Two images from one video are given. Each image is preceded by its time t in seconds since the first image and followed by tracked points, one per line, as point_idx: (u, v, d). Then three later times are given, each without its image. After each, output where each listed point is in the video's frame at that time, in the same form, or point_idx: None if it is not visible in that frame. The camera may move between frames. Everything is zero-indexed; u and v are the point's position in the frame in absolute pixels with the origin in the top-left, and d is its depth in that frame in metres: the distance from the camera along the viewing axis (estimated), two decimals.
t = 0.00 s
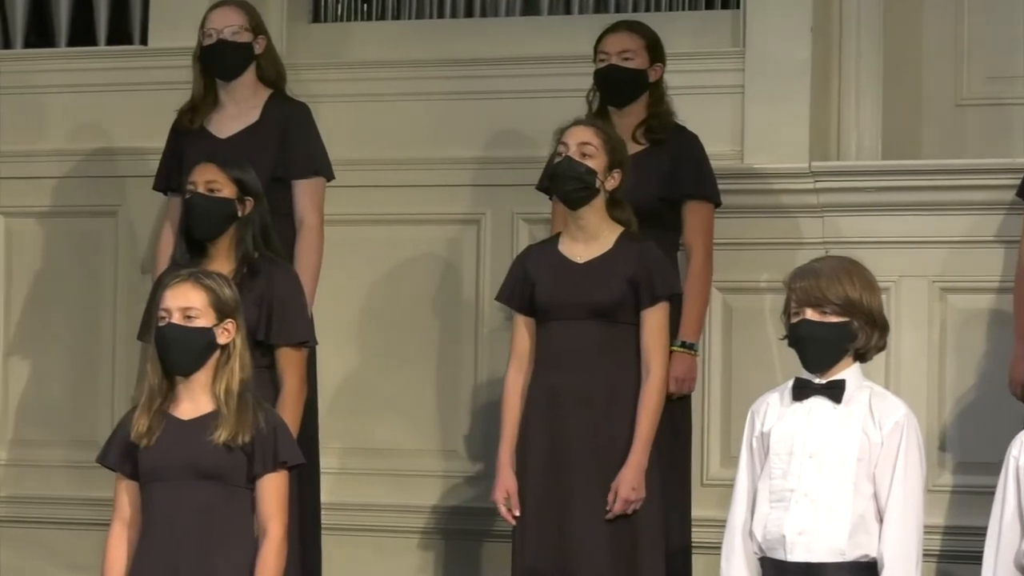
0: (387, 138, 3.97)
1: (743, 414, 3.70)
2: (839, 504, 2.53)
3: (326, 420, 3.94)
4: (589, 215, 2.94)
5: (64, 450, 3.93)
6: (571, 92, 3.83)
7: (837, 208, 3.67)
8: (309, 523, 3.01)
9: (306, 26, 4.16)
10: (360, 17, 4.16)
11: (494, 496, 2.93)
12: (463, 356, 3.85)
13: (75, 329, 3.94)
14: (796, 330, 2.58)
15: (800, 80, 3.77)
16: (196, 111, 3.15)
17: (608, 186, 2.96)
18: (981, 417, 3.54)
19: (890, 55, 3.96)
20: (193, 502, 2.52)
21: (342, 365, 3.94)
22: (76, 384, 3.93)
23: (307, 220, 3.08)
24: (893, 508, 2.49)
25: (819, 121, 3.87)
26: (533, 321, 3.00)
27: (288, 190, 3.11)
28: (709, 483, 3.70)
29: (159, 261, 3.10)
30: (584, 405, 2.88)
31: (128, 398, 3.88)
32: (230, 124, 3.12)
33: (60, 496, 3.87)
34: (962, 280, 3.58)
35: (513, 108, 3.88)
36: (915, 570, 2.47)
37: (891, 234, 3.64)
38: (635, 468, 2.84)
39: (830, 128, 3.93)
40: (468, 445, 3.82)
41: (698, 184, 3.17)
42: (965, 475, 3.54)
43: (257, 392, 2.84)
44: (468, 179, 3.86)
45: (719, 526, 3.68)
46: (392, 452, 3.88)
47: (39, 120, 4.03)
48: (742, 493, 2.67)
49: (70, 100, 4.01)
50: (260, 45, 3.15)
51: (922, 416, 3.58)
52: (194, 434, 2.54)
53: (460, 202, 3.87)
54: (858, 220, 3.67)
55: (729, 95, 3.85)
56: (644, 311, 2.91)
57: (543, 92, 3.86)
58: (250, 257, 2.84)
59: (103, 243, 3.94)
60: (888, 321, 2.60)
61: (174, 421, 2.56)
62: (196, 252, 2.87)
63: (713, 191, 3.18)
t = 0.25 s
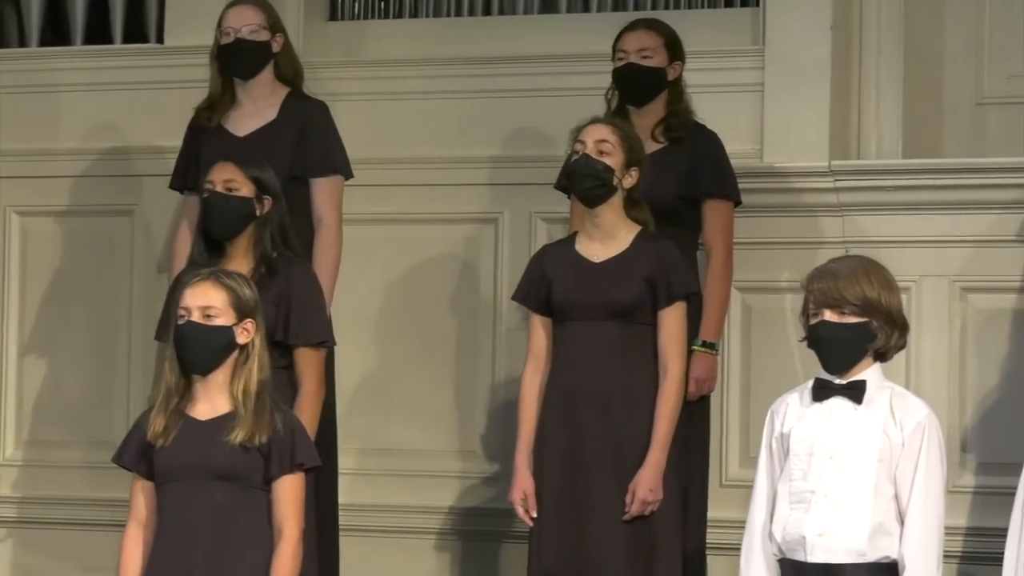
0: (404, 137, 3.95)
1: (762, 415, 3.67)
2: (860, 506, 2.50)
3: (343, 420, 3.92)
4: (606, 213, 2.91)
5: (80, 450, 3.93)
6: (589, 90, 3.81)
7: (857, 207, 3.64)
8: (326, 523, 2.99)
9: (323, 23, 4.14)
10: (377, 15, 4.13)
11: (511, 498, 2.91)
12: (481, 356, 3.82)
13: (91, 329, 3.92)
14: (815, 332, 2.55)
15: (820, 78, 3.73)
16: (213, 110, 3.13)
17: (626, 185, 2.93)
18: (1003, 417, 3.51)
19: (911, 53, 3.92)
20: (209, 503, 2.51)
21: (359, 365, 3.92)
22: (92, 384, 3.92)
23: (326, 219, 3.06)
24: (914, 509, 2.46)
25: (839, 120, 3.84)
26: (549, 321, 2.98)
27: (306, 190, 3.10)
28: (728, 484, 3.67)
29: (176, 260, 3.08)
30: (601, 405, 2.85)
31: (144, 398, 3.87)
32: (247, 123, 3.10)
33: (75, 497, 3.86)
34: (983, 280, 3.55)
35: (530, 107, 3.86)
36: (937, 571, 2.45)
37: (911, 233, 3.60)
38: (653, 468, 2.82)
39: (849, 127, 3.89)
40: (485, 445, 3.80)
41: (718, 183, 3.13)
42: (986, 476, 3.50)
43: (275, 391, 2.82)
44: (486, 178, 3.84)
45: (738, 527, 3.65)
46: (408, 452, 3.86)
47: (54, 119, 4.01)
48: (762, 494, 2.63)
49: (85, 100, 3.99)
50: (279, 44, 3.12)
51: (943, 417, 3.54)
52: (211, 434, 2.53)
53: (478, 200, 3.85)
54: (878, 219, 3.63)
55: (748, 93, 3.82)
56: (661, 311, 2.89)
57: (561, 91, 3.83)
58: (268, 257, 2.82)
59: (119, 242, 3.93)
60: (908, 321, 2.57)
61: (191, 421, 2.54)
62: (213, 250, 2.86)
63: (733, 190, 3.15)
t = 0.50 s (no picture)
0: (420, 136, 3.92)
1: (779, 415, 3.64)
2: (877, 506, 2.47)
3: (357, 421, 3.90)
4: (622, 211, 2.89)
5: (94, 451, 3.91)
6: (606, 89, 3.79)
7: (875, 206, 3.61)
8: (342, 524, 2.97)
9: (338, 22, 4.11)
10: (392, 13, 4.10)
11: (526, 499, 2.89)
12: (496, 356, 3.81)
13: (105, 330, 3.92)
14: (831, 332, 2.52)
15: (839, 77, 3.71)
16: (228, 108, 3.11)
17: (642, 183, 2.90)
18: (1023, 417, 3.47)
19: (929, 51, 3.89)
20: (222, 504, 2.49)
21: (374, 365, 3.90)
22: (106, 385, 3.91)
23: (342, 219, 3.04)
24: (932, 510, 2.42)
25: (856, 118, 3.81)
26: (564, 321, 2.96)
27: (322, 189, 3.08)
28: (745, 485, 3.65)
29: (191, 260, 3.06)
30: (616, 405, 2.83)
31: (158, 399, 3.86)
32: (263, 122, 3.08)
33: (89, 498, 3.84)
34: (1002, 279, 3.52)
35: (546, 105, 3.84)
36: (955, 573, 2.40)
37: (930, 232, 3.57)
38: (668, 469, 2.79)
39: (866, 125, 3.86)
40: (501, 445, 3.78)
41: (735, 182, 3.11)
42: (1006, 476, 3.47)
43: (291, 392, 2.80)
44: (502, 177, 3.82)
45: (756, 528, 3.62)
46: (423, 453, 3.84)
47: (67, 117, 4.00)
48: (779, 495, 2.61)
49: (99, 98, 3.97)
50: (295, 43, 3.11)
51: (961, 417, 3.51)
52: (225, 435, 2.51)
53: (493, 200, 3.83)
54: (896, 218, 3.60)
55: (766, 92, 3.78)
56: (677, 311, 2.86)
57: (577, 90, 3.82)
58: (285, 257, 2.80)
59: (133, 242, 3.91)
60: (924, 320, 2.54)
61: (206, 422, 2.53)
62: (228, 249, 2.84)
63: (751, 188, 3.12)
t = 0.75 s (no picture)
0: (441, 134, 3.90)
1: (802, 416, 3.61)
2: (901, 507, 2.45)
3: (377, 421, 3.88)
4: (644, 211, 2.86)
5: (113, 451, 3.90)
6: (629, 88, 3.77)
7: (899, 204, 3.58)
8: (363, 525, 2.95)
9: (357, 19, 4.09)
10: (413, 10, 4.08)
11: (546, 499, 2.86)
12: (517, 355, 3.79)
13: (124, 330, 3.91)
14: (854, 332, 2.50)
15: (862, 75, 3.68)
16: (248, 105, 3.10)
17: (664, 182, 2.88)
18: None
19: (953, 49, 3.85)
20: (240, 505, 2.47)
21: (394, 364, 3.87)
22: (125, 384, 3.90)
23: (364, 217, 3.02)
24: (955, 512, 2.39)
25: (880, 116, 3.77)
26: (586, 320, 2.93)
27: (344, 188, 3.06)
28: (768, 485, 3.61)
29: (212, 259, 3.04)
30: (637, 405, 2.80)
31: (178, 398, 3.85)
32: (282, 118, 3.06)
33: (108, 498, 3.83)
34: None
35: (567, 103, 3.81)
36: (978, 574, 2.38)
37: (954, 231, 3.54)
38: (689, 469, 2.77)
39: (889, 123, 3.83)
40: (522, 447, 3.76)
41: (758, 178, 3.08)
42: None
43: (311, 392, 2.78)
44: (524, 175, 3.80)
45: (777, 529, 3.58)
46: (443, 453, 3.82)
47: (87, 116, 3.99)
48: (801, 497, 2.57)
49: (118, 97, 3.96)
50: (317, 42, 3.08)
51: (985, 417, 3.48)
52: (245, 436, 2.49)
53: (515, 199, 3.81)
54: (920, 217, 3.57)
55: (789, 89, 3.74)
56: (699, 311, 2.83)
57: (599, 88, 3.79)
58: (306, 257, 2.78)
59: (153, 241, 3.90)
60: (949, 320, 2.51)
61: (226, 423, 2.51)
62: (250, 248, 2.82)
63: (774, 186, 3.09)
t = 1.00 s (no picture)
0: (460, 133, 3.88)
1: (823, 416, 3.58)
2: (922, 508, 2.42)
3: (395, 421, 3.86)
4: (664, 211, 2.83)
5: (131, 451, 3.89)
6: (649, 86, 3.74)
7: (921, 204, 3.54)
8: (381, 525, 2.93)
9: (376, 18, 4.07)
10: (431, 9, 4.06)
11: (566, 499, 2.85)
12: (537, 355, 3.76)
13: (141, 329, 3.90)
14: (875, 333, 2.47)
15: (884, 74, 3.64)
16: (266, 102, 3.08)
17: (684, 181, 2.85)
18: None
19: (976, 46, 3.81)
20: (257, 506, 2.45)
21: (413, 364, 3.85)
22: (142, 384, 3.89)
23: (382, 216, 3.00)
24: (976, 512, 2.37)
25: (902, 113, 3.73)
26: (606, 319, 2.91)
27: (362, 186, 3.04)
28: (789, 486, 3.58)
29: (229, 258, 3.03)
30: (658, 406, 2.78)
31: (194, 398, 3.83)
32: (300, 116, 3.04)
33: (126, 499, 3.82)
34: None
35: (586, 102, 3.79)
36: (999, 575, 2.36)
37: (977, 231, 3.50)
38: (710, 470, 2.74)
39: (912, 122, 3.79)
40: (541, 448, 3.74)
41: (781, 177, 3.05)
42: None
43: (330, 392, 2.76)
44: (543, 174, 3.78)
45: (798, 531, 3.55)
46: (462, 454, 3.80)
47: (104, 114, 3.97)
48: (821, 498, 2.53)
49: (135, 95, 3.95)
50: (336, 40, 3.07)
51: (1008, 418, 3.44)
52: (263, 437, 2.47)
53: (534, 198, 3.78)
54: (942, 216, 3.54)
55: (809, 87, 3.71)
56: (720, 311, 2.81)
57: (619, 86, 3.77)
58: (325, 257, 2.77)
59: (170, 241, 3.89)
60: (970, 320, 2.47)
61: (244, 423, 2.49)
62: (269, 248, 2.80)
63: (796, 185, 3.06)
